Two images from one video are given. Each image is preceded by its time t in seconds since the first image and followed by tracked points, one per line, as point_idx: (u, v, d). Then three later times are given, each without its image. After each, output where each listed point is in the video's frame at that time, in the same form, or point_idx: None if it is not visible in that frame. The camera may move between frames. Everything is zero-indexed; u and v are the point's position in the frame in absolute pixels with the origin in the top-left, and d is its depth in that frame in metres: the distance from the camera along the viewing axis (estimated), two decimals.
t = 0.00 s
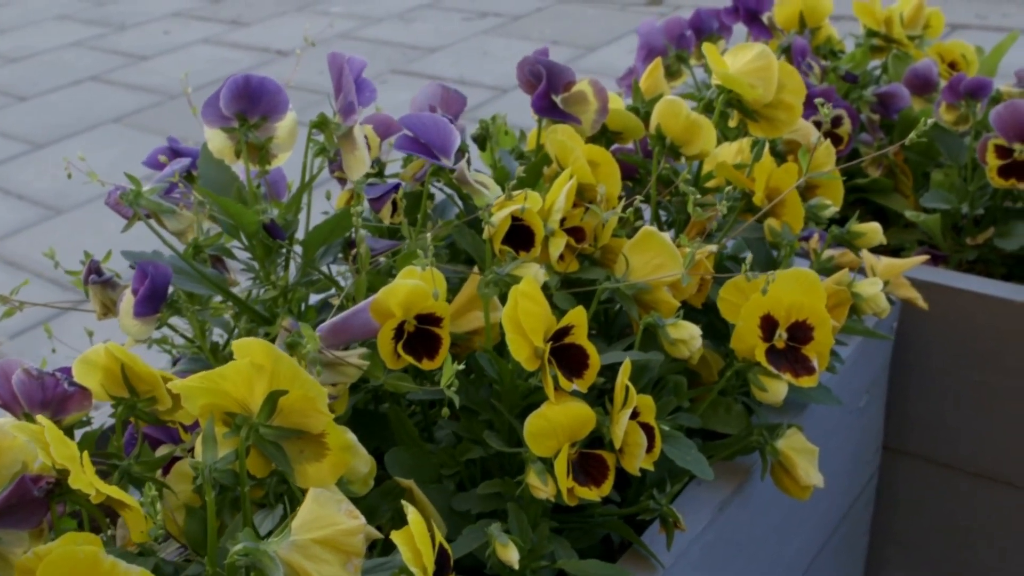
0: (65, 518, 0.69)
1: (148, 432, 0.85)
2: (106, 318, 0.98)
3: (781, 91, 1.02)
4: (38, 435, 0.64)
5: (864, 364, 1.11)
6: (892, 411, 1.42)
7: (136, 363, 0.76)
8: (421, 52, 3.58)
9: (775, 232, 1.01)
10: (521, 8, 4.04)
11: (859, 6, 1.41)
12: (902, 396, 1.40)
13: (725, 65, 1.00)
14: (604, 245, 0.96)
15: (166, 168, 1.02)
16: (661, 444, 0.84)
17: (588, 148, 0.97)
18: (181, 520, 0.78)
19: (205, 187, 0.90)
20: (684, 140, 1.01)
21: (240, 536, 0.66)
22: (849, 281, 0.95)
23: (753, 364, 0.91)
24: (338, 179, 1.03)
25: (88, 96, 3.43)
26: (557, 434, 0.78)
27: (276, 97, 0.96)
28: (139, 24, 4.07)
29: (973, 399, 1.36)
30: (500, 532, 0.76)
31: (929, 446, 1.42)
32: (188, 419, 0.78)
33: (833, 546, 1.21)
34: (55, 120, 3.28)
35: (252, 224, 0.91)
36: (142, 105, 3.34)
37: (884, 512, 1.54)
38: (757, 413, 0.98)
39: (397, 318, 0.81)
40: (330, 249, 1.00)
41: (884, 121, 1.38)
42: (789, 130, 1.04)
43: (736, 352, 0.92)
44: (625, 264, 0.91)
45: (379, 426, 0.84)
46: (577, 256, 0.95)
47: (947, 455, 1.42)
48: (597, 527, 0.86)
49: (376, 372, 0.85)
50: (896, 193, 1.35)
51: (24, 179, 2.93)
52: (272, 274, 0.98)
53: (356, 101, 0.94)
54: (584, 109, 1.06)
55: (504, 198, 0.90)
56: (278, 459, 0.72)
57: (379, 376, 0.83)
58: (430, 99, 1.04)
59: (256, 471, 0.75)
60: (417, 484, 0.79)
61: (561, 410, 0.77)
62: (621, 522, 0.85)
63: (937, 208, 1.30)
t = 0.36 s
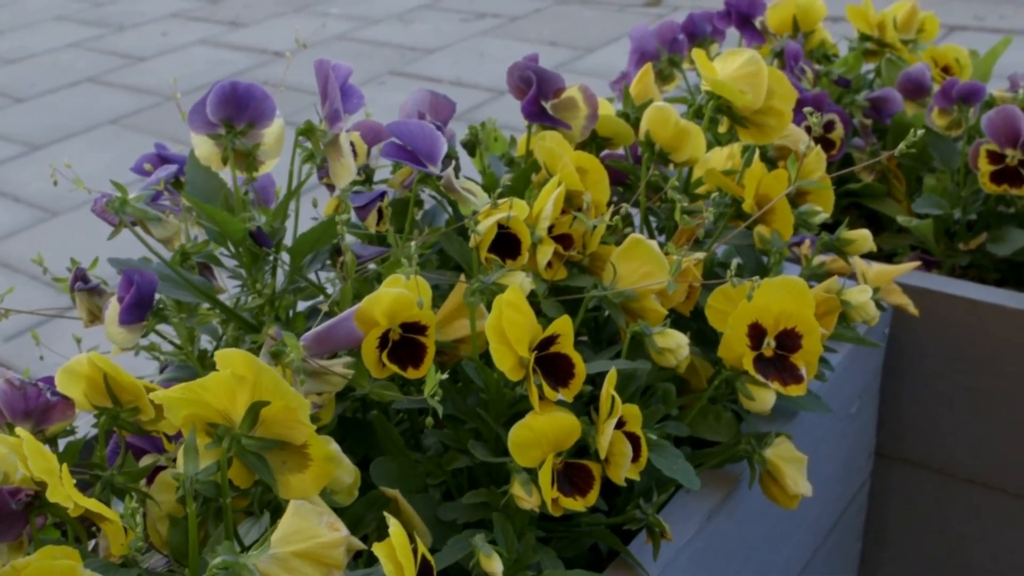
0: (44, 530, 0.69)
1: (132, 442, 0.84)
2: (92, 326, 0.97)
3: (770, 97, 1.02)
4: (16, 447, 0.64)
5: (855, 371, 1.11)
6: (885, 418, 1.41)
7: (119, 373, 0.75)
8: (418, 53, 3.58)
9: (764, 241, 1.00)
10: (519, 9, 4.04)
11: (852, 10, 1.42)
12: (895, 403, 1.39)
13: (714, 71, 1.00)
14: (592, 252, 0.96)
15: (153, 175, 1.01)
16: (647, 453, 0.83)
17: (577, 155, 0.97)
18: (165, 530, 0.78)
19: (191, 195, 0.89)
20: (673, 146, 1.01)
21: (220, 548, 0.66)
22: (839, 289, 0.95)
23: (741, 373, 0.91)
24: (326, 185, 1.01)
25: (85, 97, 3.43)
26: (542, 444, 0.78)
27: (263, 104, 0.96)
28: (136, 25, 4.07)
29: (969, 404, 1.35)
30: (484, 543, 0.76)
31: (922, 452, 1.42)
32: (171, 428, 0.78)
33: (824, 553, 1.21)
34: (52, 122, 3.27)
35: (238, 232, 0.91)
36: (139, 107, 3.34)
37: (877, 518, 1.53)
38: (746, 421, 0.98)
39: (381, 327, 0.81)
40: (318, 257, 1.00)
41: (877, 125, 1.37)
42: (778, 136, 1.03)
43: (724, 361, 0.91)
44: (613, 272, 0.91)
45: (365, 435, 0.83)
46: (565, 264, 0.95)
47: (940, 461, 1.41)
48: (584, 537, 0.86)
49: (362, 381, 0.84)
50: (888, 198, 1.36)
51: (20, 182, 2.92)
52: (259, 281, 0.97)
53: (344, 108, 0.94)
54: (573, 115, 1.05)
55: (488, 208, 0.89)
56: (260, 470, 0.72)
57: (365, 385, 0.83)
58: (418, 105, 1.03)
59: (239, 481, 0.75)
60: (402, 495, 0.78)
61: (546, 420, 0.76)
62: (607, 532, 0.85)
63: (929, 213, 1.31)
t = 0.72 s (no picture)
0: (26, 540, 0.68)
1: (118, 450, 0.84)
2: (80, 332, 0.97)
3: (761, 103, 1.01)
4: None
5: (847, 377, 1.11)
6: (878, 424, 1.41)
7: (104, 383, 0.75)
8: (415, 55, 3.58)
9: (754, 247, 1.00)
10: (516, 10, 4.03)
11: (846, 15, 1.41)
12: (888, 409, 1.39)
13: (705, 77, 1.00)
14: (582, 259, 0.95)
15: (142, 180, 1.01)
16: (635, 461, 0.83)
17: (567, 161, 0.96)
18: (150, 539, 0.77)
19: (179, 202, 0.89)
20: (663, 151, 1.00)
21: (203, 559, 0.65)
22: (829, 296, 0.95)
23: (731, 381, 0.91)
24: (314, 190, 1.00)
25: (82, 99, 3.42)
26: (528, 453, 0.77)
27: (252, 110, 0.95)
28: (133, 27, 4.06)
29: (963, 410, 1.35)
30: (469, 552, 0.75)
31: (915, 458, 1.42)
32: (157, 437, 0.77)
33: (817, 559, 1.20)
34: (49, 123, 3.27)
35: (226, 239, 0.90)
36: (136, 108, 3.34)
37: (871, 523, 1.53)
38: (736, 429, 0.98)
39: (368, 335, 0.81)
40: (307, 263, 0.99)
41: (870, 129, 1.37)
42: (770, 142, 1.03)
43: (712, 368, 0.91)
44: (602, 279, 0.91)
45: (353, 443, 0.83)
46: (555, 270, 0.94)
47: (933, 467, 1.41)
48: (572, 545, 0.85)
49: (349, 389, 0.84)
50: (882, 203, 1.36)
51: (16, 183, 2.92)
52: (248, 287, 0.97)
53: (331, 114, 0.93)
54: (565, 121, 1.04)
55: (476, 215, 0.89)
56: (245, 479, 0.71)
57: (352, 393, 0.83)
58: (409, 110, 1.03)
59: (224, 490, 0.75)
60: (389, 504, 0.78)
61: (533, 430, 0.76)
62: (596, 540, 0.84)
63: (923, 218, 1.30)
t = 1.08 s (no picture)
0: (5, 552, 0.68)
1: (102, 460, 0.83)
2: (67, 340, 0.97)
3: (750, 109, 1.01)
4: None
5: (837, 384, 1.11)
6: (870, 430, 1.41)
7: (87, 393, 0.75)
8: (413, 56, 3.58)
9: (744, 253, 0.99)
10: (514, 11, 4.03)
11: (839, 18, 1.41)
12: (881, 415, 1.39)
13: (694, 83, 0.99)
14: (570, 266, 0.95)
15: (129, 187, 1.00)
16: (622, 471, 0.83)
17: (555, 168, 0.96)
18: (133, 551, 0.77)
19: (165, 210, 0.89)
20: (652, 158, 1.00)
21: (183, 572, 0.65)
22: (817, 304, 0.94)
23: (718, 390, 0.90)
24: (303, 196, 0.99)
25: (79, 100, 3.42)
26: (513, 464, 0.77)
27: (238, 117, 0.95)
28: (131, 28, 4.06)
29: (956, 416, 1.35)
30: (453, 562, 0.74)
31: (907, 464, 1.42)
32: (140, 448, 0.77)
33: (808, 567, 1.20)
34: (46, 125, 3.27)
35: (212, 247, 0.90)
36: (133, 110, 3.33)
37: (864, 529, 1.53)
38: (725, 438, 0.97)
39: (353, 344, 0.80)
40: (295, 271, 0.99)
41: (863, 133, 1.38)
42: (759, 148, 1.02)
43: (700, 377, 0.90)
44: (590, 287, 0.90)
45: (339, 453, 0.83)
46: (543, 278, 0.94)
47: (925, 474, 1.41)
48: (559, 555, 0.85)
49: (334, 399, 0.84)
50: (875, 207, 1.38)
51: (12, 186, 2.92)
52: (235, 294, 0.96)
53: (319, 122, 0.93)
54: (554, 127, 1.04)
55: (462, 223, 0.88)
56: (227, 491, 0.71)
57: (337, 402, 0.82)
58: (397, 116, 1.02)
59: (207, 501, 0.74)
60: (373, 515, 0.78)
61: (518, 440, 0.76)
62: (582, 550, 0.84)
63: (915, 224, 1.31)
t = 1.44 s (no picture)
0: None
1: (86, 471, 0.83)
2: (53, 348, 0.96)
3: (740, 116, 1.00)
4: None
5: (828, 391, 1.10)
6: (862, 437, 1.41)
7: (69, 404, 0.74)
8: (410, 57, 3.57)
9: (733, 261, 0.99)
10: (512, 12, 4.03)
11: (834, 22, 1.42)
12: (873, 422, 1.39)
13: (684, 90, 0.99)
14: (558, 274, 0.95)
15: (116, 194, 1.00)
16: (609, 480, 0.82)
17: (543, 176, 0.95)
18: (116, 562, 0.76)
19: (151, 219, 0.88)
20: (641, 165, 0.99)
21: None
22: (807, 312, 0.94)
23: (706, 399, 0.89)
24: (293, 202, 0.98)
25: (76, 102, 3.42)
26: (498, 474, 0.77)
27: (225, 124, 0.94)
28: (129, 29, 4.06)
29: (948, 421, 1.35)
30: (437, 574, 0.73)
31: (900, 471, 1.42)
32: (123, 458, 0.77)
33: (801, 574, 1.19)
34: (42, 127, 3.26)
35: (198, 256, 0.90)
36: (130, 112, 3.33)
37: (857, 536, 1.53)
38: (714, 446, 0.97)
39: (338, 354, 0.80)
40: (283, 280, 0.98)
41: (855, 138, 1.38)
42: (749, 155, 1.02)
43: (688, 386, 0.90)
44: (577, 295, 0.90)
45: (326, 463, 0.82)
46: (531, 286, 0.93)
47: (917, 480, 1.41)
48: (545, 565, 0.85)
49: (319, 408, 0.83)
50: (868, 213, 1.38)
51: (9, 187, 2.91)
52: (223, 302, 0.96)
53: (305, 129, 0.92)
54: (543, 134, 1.03)
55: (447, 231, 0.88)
56: (209, 502, 0.71)
57: (322, 412, 0.82)
58: (385, 122, 1.01)
59: (189, 512, 0.74)
60: (357, 525, 0.77)
61: (502, 450, 0.75)
62: (569, 561, 0.84)
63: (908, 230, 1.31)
